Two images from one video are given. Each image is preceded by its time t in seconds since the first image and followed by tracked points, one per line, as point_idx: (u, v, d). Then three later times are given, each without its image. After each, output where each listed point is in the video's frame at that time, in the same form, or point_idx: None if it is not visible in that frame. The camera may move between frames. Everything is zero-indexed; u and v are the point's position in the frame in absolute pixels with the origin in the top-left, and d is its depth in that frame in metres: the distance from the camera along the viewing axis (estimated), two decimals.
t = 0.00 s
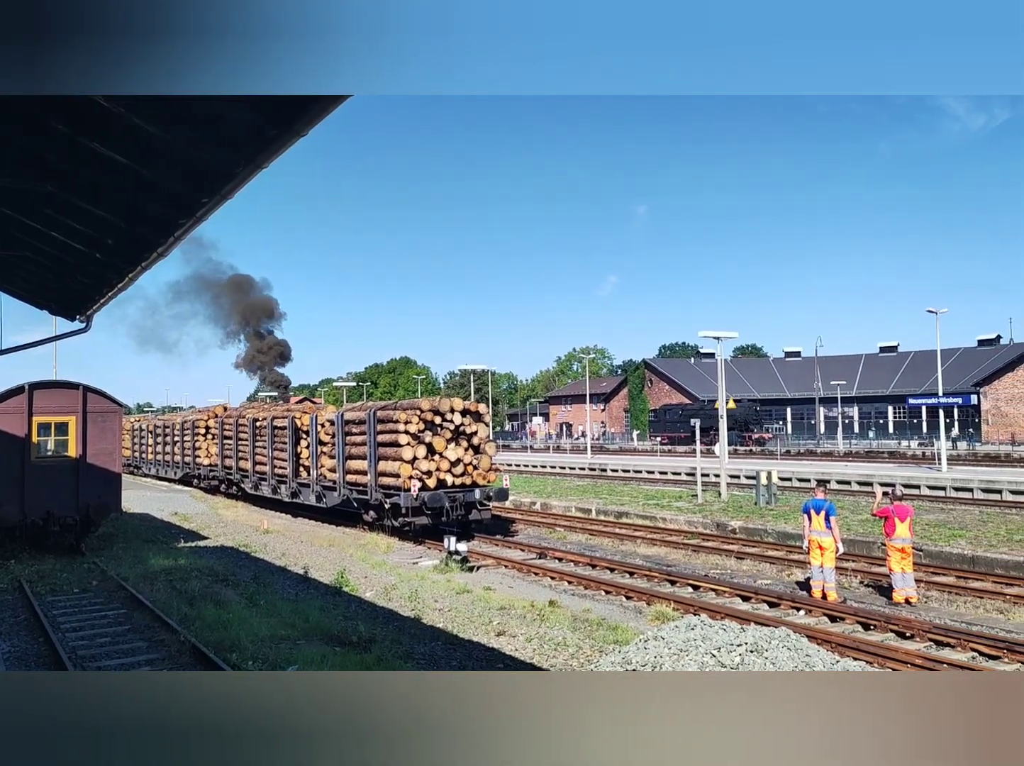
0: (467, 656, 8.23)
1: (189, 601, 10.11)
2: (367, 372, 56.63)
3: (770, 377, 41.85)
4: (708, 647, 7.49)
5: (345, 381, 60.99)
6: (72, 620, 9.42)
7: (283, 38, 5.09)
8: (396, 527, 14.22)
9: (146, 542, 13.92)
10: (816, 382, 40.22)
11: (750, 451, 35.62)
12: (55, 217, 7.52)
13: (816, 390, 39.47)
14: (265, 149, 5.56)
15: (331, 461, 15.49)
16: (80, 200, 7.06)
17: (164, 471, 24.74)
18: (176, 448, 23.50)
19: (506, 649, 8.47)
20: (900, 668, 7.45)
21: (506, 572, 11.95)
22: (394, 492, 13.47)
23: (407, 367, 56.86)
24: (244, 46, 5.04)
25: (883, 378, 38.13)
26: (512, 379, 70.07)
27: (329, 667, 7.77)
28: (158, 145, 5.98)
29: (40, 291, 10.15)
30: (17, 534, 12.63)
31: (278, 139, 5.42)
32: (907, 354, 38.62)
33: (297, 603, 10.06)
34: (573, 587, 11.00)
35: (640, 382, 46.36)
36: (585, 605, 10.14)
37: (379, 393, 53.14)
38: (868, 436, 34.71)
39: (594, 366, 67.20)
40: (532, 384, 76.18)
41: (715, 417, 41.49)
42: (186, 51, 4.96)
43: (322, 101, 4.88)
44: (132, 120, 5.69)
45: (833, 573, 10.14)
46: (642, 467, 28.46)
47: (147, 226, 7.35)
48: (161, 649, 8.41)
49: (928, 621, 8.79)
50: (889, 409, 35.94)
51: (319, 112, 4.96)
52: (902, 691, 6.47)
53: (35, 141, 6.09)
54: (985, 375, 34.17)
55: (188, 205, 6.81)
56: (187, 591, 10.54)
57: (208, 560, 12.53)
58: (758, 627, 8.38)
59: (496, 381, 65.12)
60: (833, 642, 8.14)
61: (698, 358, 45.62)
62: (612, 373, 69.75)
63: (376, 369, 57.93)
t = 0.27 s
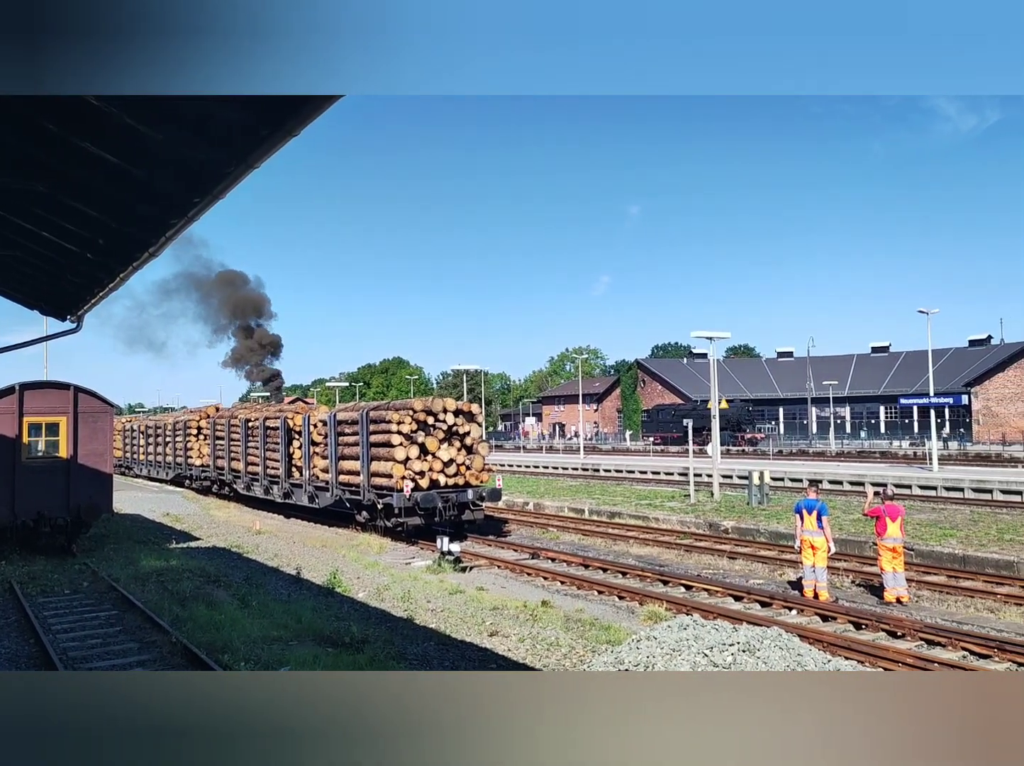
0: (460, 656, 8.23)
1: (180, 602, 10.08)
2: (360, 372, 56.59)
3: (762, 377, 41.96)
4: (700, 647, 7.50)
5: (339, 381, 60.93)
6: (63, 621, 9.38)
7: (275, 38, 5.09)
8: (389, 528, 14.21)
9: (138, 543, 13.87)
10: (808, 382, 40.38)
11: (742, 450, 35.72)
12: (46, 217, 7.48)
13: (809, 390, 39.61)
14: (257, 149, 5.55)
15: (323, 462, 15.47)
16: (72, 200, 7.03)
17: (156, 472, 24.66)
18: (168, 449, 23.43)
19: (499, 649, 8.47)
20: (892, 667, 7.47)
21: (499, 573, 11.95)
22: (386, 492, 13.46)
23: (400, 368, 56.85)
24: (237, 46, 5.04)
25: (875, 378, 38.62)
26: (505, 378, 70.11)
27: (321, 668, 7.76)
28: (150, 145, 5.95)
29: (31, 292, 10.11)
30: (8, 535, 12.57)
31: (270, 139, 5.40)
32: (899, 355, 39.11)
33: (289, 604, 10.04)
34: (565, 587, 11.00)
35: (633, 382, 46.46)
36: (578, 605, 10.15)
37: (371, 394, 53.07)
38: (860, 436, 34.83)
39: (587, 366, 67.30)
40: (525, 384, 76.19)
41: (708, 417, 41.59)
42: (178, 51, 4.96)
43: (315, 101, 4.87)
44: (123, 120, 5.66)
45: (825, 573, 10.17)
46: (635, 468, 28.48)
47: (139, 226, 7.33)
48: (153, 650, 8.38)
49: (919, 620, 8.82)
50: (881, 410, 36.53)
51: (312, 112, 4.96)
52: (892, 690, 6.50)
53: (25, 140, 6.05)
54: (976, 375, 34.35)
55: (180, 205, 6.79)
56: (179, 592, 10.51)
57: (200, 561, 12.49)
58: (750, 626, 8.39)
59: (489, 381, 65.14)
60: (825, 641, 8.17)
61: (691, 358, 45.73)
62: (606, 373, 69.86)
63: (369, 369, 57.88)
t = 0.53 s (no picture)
0: (451, 656, 8.22)
1: (171, 603, 10.05)
2: (352, 371, 56.52)
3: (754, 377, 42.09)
4: (692, 646, 7.50)
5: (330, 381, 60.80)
6: (53, 622, 9.33)
7: (265, 38, 5.10)
8: (381, 528, 14.19)
9: (128, 543, 13.81)
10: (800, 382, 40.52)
11: (733, 450, 35.80)
12: (36, 215, 7.44)
13: (800, 390, 39.75)
14: (248, 149, 5.53)
15: (315, 462, 15.43)
16: (63, 200, 7.01)
17: (146, 472, 24.56)
18: (159, 448, 23.33)
19: (491, 649, 8.46)
20: (882, 666, 7.51)
21: (490, 572, 11.95)
22: (378, 492, 13.44)
23: (392, 367, 56.80)
24: (228, 46, 5.07)
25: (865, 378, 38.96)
26: (497, 378, 70.13)
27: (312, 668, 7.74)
28: (140, 144, 5.92)
29: (20, 292, 10.07)
30: None
31: (260, 139, 5.38)
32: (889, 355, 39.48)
33: (281, 604, 10.01)
34: (557, 587, 11.01)
35: (625, 382, 46.54)
36: (569, 605, 10.16)
37: (363, 394, 52.99)
38: (851, 435, 34.97)
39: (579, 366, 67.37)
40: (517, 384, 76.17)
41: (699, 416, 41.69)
42: (169, 51, 4.98)
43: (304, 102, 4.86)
44: (113, 118, 5.63)
45: (816, 572, 10.20)
46: (626, 468, 28.51)
47: (129, 225, 7.29)
48: (143, 651, 8.35)
49: (909, 619, 8.85)
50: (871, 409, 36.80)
51: (305, 112, 4.92)
52: (883, 690, 6.53)
53: (14, 138, 6.01)
54: (966, 376, 34.52)
55: (171, 204, 6.75)
56: (169, 592, 10.47)
57: (190, 561, 12.45)
58: (741, 625, 8.41)
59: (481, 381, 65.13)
60: (816, 641, 8.20)
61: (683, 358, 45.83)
62: (598, 373, 69.94)
63: (361, 369, 57.78)
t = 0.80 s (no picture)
0: (441, 656, 8.22)
1: (159, 603, 10.01)
2: (341, 371, 56.25)
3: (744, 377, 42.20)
4: (681, 645, 7.51)
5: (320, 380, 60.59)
6: (40, 622, 9.28)
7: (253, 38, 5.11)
8: (371, 527, 14.17)
9: (117, 543, 13.74)
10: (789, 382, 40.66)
11: (723, 450, 35.83)
12: (24, 214, 7.40)
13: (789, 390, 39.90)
14: (236, 148, 5.52)
15: (304, 461, 15.39)
16: (51, 199, 6.97)
17: (134, 471, 24.43)
18: (147, 448, 23.21)
19: (481, 648, 8.47)
20: (870, 665, 7.56)
21: (480, 572, 11.94)
22: (368, 491, 13.40)
23: (382, 366, 56.69)
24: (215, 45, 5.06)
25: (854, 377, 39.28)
26: (487, 377, 70.09)
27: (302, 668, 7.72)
28: (129, 142, 5.90)
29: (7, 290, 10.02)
30: None
31: (249, 138, 5.38)
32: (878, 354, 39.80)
33: (270, 604, 9.99)
34: (547, 586, 11.02)
35: (615, 382, 46.59)
36: (559, 604, 10.17)
37: (352, 393, 52.75)
38: (840, 435, 35.11)
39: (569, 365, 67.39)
40: (508, 383, 76.10)
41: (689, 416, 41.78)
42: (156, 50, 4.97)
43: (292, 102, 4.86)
44: (101, 117, 5.60)
45: (805, 571, 10.24)
46: (616, 467, 28.53)
47: (118, 224, 7.26)
48: (131, 651, 8.31)
49: (897, 617, 8.90)
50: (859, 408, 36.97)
51: (292, 112, 4.93)
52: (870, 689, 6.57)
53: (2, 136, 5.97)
54: (954, 376, 34.69)
55: (159, 203, 6.73)
56: (157, 592, 10.42)
57: (179, 561, 12.40)
58: (730, 624, 8.44)
59: (472, 380, 65.07)
60: (805, 639, 8.23)
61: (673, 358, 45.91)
62: (588, 373, 69.98)
63: (351, 368, 57.62)
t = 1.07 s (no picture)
0: (430, 655, 8.21)
1: (145, 602, 9.96)
2: (330, 369, 56.06)
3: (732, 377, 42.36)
4: (669, 644, 7.51)
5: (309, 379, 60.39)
6: (25, 622, 9.22)
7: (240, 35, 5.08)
8: (359, 526, 14.14)
9: (103, 543, 13.66)
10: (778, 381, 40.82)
11: (712, 450, 35.92)
12: (8, 211, 7.34)
13: (778, 389, 40.07)
14: (222, 145, 5.50)
15: (293, 460, 15.34)
16: (35, 196, 6.91)
17: (121, 470, 24.29)
18: (133, 447, 23.09)
19: (469, 647, 8.46)
20: (856, 662, 7.61)
21: (469, 571, 11.94)
22: (356, 490, 13.36)
23: (370, 365, 56.59)
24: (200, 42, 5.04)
25: (842, 376, 39.51)
26: (476, 376, 70.12)
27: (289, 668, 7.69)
28: (114, 138, 5.85)
29: None
30: None
31: (235, 135, 5.35)
32: (865, 354, 40.04)
33: (257, 604, 9.96)
34: (535, 585, 11.03)
35: (603, 381, 46.72)
36: (547, 603, 10.18)
37: (341, 391, 52.57)
38: (827, 434, 35.29)
39: (558, 365, 67.51)
40: (497, 382, 76.15)
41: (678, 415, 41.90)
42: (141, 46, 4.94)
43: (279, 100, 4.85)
44: (86, 113, 5.56)
45: (792, 569, 10.29)
46: (605, 466, 28.58)
47: (103, 221, 7.22)
48: (117, 651, 8.26)
49: (883, 615, 8.95)
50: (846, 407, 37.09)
51: (277, 112, 4.93)
52: (858, 689, 6.60)
53: None
54: (940, 375, 34.91)
55: (145, 201, 6.69)
56: (144, 592, 10.36)
57: (166, 560, 12.34)
58: (717, 622, 8.46)
59: (460, 379, 65.06)
60: (792, 638, 8.25)
61: (662, 357, 46.02)
62: (577, 372, 70.08)
63: (340, 367, 57.48)
